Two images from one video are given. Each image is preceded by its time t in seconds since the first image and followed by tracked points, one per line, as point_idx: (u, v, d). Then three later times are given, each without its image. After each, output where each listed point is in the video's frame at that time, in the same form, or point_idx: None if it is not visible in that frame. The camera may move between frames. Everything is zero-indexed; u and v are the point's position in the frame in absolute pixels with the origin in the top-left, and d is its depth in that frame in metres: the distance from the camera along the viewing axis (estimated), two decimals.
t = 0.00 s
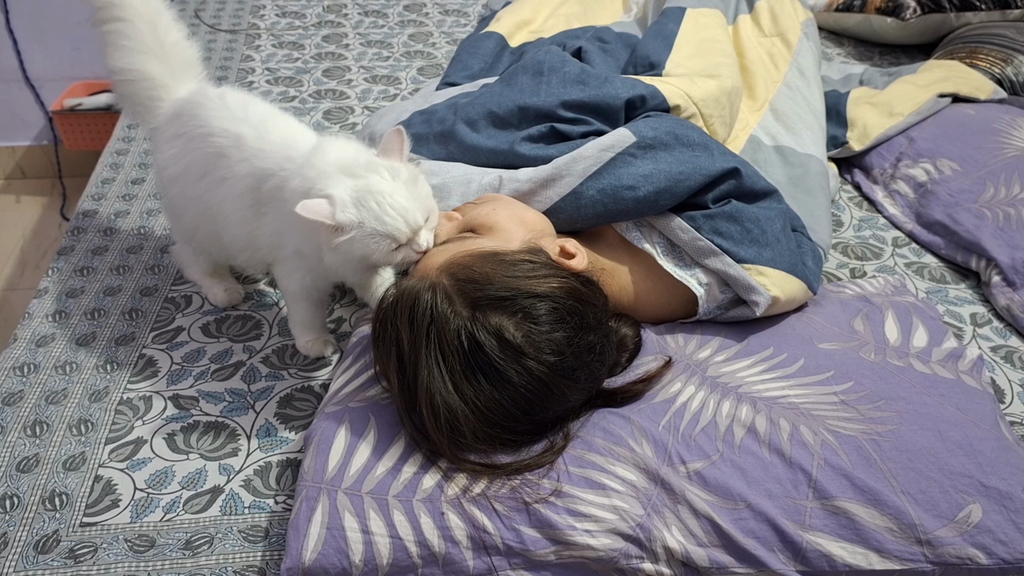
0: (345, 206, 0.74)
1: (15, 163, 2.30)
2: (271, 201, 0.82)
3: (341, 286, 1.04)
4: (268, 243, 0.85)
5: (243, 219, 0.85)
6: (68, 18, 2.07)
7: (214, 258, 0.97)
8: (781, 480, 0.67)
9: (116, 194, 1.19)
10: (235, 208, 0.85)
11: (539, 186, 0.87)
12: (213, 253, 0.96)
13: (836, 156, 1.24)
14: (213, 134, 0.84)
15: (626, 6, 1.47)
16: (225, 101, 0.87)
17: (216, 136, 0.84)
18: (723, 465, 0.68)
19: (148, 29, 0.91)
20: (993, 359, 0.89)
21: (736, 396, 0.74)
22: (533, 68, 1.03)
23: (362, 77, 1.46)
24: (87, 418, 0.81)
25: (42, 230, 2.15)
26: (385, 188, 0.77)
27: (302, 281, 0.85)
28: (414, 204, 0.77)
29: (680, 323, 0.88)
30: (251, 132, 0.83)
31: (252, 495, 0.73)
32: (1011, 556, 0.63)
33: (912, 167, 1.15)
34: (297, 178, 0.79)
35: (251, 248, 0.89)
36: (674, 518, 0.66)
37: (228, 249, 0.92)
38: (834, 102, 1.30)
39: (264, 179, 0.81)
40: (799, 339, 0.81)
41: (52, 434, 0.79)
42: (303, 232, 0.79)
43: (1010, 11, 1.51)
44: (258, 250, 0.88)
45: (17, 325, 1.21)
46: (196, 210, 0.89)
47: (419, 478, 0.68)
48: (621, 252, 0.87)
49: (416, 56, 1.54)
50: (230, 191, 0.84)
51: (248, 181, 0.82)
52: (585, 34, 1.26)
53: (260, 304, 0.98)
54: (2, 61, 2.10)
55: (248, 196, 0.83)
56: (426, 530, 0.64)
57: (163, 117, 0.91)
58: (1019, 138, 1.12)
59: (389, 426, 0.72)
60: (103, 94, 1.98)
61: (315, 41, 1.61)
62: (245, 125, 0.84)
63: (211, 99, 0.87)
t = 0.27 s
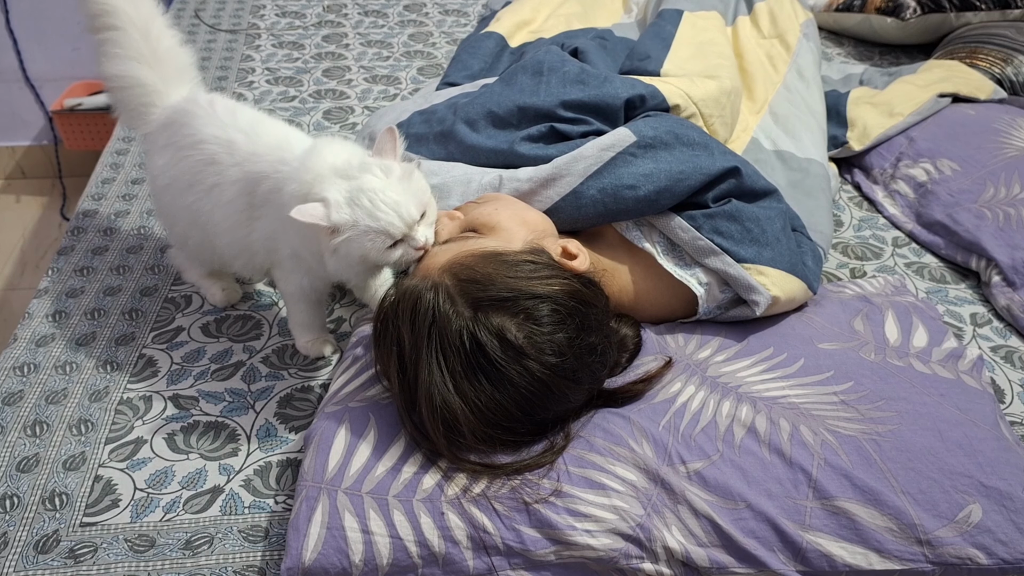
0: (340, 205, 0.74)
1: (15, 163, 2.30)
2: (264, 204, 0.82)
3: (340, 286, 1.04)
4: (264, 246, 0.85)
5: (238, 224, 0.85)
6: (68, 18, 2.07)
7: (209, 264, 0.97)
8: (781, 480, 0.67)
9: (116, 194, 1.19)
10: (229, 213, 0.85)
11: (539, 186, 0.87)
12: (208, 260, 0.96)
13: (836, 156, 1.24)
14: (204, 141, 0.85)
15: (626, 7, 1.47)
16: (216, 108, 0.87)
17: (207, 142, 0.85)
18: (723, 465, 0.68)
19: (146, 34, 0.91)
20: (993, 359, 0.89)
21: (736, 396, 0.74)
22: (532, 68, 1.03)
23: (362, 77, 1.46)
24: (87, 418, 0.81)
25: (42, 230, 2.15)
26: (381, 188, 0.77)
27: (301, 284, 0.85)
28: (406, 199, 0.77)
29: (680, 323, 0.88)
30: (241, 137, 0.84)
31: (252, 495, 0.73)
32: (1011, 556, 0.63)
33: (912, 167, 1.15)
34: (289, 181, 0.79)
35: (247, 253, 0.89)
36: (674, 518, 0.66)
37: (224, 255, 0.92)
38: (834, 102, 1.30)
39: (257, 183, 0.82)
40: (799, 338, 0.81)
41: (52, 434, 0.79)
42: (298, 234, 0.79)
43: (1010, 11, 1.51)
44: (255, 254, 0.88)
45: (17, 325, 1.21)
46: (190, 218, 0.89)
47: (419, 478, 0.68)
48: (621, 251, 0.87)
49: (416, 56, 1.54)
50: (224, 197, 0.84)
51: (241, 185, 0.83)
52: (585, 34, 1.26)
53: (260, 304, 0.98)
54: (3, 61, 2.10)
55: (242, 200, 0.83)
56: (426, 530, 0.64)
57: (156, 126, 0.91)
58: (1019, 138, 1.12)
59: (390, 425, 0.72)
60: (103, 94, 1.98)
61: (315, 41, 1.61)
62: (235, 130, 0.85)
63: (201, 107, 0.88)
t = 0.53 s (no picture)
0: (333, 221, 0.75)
1: (15, 163, 2.30)
2: (264, 202, 0.83)
3: (341, 286, 1.04)
4: (263, 245, 0.85)
5: (238, 221, 0.85)
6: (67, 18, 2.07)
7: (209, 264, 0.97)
8: (781, 480, 0.67)
9: (117, 194, 1.19)
10: (229, 211, 0.85)
11: (539, 186, 0.87)
12: (209, 259, 0.96)
13: (836, 155, 1.24)
14: (210, 138, 0.86)
15: (626, 7, 1.47)
16: (223, 106, 0.89)
17: (213, 138, 0.86)
18: (723, 465, 0.68)
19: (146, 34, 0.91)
20: (993, 359, 0.89)
21: (736, 396, 0.74)
22: (532, 67, 1.03)
23: (362, 77, 1.46)
24: (87, 418, 0.81)
25: (43, 230, 2.15)
26: (378, 190, 0.77)
27: (300, 283, 0.85)
28: (399, 208, 0.77)
29: (680, 323, 0.88)
30: (246, 134, 0.85)
31: (252, 495, 0.73)
32: (1011, 555, 0.63)
33: (912, 167, 1.15)
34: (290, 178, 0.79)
35: (248, 252, 0.89)
36: (674, 518, 0.66)
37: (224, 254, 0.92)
38: (834, 102, 1.30)
39: (257, 180, 0.82)
40: (799, 338, 0.81)
41: (52, 434, 0.79)
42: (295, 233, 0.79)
43: (1010, 11, 1.51)
44: (255, 253, 0.88)
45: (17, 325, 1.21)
46: (191, 215, 0.90)
47: (419, 478, 0.68)
48: (621, 251, 0.87)
49: (416, 56, 1.54)
50: (225, 194, 0.84)
51: (242, 182, 0.83)
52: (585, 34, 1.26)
53: (260, 304, 0.98)
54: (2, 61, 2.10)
55: (243, 198, 0.84)
56: (426, 530, 0.64)
57: (169, 123, 0.93)
58: (1019, 139, 1.12)
59: (390, 425, 0.72)
60: (103, 94, 1.98)
61: (315, 41, 1.61)
62: (240, 127, 0.85)
63: (210, 105, 0.89)
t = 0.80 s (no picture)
0: (331, 220, 0.75)
1: (15, 163, 2.30)
2: (266, 200, 0.83)
3: (341, 286, 1.04)
4: (264, 244, 0.85)
5: (239, 220, 0.85)
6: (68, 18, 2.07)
7: (210, 262, 0.97)
8: (781, 480, 0.67)
9: (117, 194, 1.19)
10: (230, 209, 0.85)
11: (539, 187, 0.87)
12: (211, 257, 0.96)
13: (836, 155, 1.24)
14: (213, 135, 0.86)
15: (626, 7, 1.47)
16: (228, 105, 0.89)
17: (217, 136, 0.86)
18: (723, 465, 0.68)
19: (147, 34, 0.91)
20: (994, 359, 0.89)
21: (736, 396, 0.74)
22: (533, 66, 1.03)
23: (362, 77, 1.46)
24: (87, 418, 0.81)
25: (43, 231, 2.15)
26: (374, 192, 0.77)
27: (299, 282, 0.85)
28: (397, 209, 0.77)
29: (680, 323, 0.88)
30: (249, 132, 0.85)
31: (252, 495, 0.73)
32: (1011, 556, 0.63)
33: (912, 167, 1.15)
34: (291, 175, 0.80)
35: (249, 250, 0.89)
36: (674, 518, 0.66)
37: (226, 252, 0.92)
38: (834, 102, 1.30)
39: (259, 177, 0.82)
40: (799, 339, 0.81)
41: (52, 434, 0.79)
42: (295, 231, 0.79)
43: (1010, 11, 1.51)
44: (257, 252, 0.88)
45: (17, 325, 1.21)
46: (193, 214, 0.90)
47: (419, 478, 0.68)
48: (621, 250, 0.87)
49: (416, 56, 1.54)
50: (227, 192, 0.85)
51: (244, 180, 0.83)
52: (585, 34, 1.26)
53: (260, 304, 0.98)
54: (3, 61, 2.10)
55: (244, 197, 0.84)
56: (426, 530, 0.64)
57: (172, 122, 0.93)
58: (1019, 139, 1.12)
59: (391, 425, 0.72)
60: (103, 94, 1.98)
61: (315, 41, 1.61)
62: (243, 125, 0.86)
63: (214, 103, 0.89)
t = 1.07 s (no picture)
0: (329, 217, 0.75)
1: (15, 163, 2.30)
2: (267, 199, 0.83)
3: (341, 286, 1.04)
4: (265, 243, 0.86)
5: (240, 219, 0.86)
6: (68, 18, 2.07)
7: (211, 262, 0.97)
8: (781, 480, 0.67)
9: (117, 194, 1.19)
10: (232, 209, 0.85)
11: (539, 187, 0.87)
12: (211, 257, 0.96)
13: (836, 155, 1.24)
14: (215, 135, 0.86)
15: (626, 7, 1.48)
16: (229, 105, 0.89)
17: (218, 136, 0.86)
18: (723, 465, 0.68)
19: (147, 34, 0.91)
20: (993, 359, 0.89)
21: (736, 396, 0.74)
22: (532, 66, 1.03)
23: (362, 77, 1.46)
24: (87, 418, 0.81)
25: (42, 230, 2.15)
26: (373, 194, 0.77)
27: (300, 282, 0.85)
28: (395, 210, 0.77)
29: (681, 322, 0.88)
30: (251, 132, 0.85)
31: (252, 495, 0.73)
32: (1011, 556, 0.63)
33: (912, 167, 1.15)
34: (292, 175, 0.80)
35: (250, 250, 0.89)
36: (674, 518, 0.66)
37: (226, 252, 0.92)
38: (834, 102, 1.30)
39: (260, 177, 0.82)
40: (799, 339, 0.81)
41: (52, 434, 0.79)
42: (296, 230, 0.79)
43: (1010, 11, 1.51)
44: (258, 251, 0.88)
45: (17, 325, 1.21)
46: (193, 213, 0.90)
47: (419, 478, 0.68)
48: (621, 251, 0.87)
49: (416, 56, 1.54)
50: (228, 191, 0.85)
51: (246, 180, 0.83)
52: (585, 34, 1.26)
53: (260, 304, 0.98)
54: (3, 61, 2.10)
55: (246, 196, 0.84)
56: (426, 530, 0.64)
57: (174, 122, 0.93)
58: (1019, 139, 1.12)
59: (392, 425, 0.72)
60: (103, 94, 1.98)
61: (315, 41, 1.61)
62: (245, 125, 0.86)
63: (215, 103, 0.90)
